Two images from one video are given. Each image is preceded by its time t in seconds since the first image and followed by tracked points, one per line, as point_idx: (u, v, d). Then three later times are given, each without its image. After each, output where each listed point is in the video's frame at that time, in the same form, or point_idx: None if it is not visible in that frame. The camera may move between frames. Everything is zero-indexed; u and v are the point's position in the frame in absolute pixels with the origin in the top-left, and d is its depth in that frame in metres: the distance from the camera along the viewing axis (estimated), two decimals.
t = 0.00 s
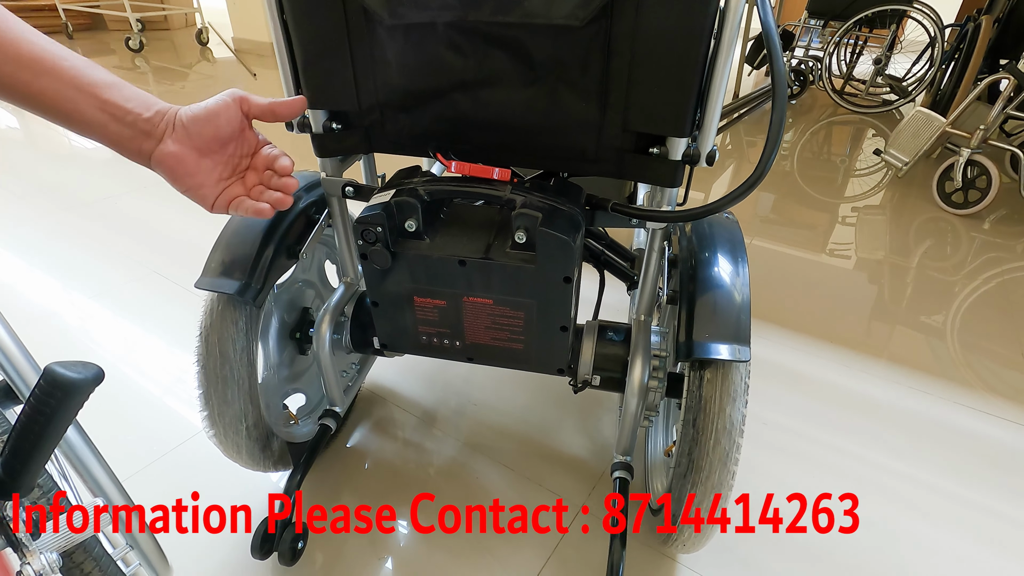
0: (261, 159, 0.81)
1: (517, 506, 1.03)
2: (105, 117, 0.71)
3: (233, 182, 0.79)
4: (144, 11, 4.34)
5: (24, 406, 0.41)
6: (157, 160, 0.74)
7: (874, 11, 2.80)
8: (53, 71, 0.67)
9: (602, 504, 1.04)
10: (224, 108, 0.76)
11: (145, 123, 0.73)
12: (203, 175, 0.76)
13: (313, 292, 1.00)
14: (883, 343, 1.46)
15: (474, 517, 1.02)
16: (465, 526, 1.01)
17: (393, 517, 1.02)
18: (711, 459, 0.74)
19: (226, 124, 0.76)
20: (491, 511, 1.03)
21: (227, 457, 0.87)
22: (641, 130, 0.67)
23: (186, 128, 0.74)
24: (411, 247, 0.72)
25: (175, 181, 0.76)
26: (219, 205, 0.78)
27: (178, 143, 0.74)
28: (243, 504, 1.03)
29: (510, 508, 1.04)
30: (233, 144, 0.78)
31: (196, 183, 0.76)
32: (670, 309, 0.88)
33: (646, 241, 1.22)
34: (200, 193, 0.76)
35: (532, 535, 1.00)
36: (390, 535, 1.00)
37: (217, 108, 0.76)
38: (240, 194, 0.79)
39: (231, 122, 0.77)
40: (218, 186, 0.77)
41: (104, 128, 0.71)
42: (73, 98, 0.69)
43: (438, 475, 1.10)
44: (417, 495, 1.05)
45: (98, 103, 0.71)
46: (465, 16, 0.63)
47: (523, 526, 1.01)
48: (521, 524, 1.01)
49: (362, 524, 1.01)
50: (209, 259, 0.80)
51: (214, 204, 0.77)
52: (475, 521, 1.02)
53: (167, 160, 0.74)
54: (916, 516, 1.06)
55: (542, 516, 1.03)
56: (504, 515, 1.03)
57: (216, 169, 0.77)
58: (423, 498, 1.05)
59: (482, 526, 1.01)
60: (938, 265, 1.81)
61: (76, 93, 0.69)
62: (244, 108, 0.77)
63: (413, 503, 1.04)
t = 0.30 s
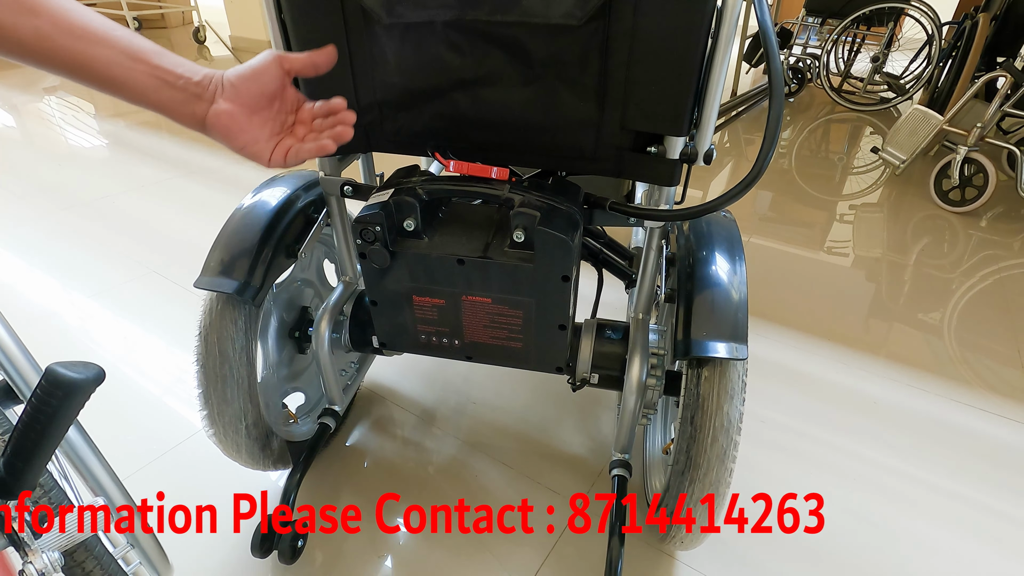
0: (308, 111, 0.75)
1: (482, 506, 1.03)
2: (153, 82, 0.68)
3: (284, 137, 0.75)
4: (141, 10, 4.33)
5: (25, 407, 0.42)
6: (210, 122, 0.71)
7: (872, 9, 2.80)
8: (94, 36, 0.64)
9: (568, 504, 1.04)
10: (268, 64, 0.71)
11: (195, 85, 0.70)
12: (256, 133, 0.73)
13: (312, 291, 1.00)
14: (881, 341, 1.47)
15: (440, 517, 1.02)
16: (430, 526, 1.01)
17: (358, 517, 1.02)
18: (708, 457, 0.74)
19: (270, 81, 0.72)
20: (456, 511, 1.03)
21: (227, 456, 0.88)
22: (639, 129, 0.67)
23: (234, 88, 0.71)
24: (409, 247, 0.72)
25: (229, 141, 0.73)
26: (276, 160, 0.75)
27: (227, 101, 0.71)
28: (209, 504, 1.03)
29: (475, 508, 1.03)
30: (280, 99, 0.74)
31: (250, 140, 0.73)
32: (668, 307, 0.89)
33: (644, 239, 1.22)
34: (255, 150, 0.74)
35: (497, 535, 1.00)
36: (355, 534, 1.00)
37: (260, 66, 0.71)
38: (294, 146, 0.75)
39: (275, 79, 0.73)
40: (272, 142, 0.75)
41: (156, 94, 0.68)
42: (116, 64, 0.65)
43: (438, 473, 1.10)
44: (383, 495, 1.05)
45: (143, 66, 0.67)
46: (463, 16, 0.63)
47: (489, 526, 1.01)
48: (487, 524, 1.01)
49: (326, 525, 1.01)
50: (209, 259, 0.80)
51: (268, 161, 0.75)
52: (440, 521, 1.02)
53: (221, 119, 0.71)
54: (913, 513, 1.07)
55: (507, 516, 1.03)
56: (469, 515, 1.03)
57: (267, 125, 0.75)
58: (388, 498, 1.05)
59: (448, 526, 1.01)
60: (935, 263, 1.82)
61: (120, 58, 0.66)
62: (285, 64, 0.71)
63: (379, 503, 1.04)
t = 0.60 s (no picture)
0: (320, 97, 0.74)
1: (448, 506, 1.04)
2: (166, 74, 0.70)
3: (298, 123, 0.76)
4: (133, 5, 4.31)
5: (36, 418, 0.43)
6: (223, 113, 0.73)
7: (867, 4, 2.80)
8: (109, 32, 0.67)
9: (534, 504, 1.05)
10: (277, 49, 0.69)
11: (207, 75, 0.72)
12: (269, 122, 0.74)
13: (311, 292, 1.01)
14: (875, 337, 1.48)
15: (405, 518, 1.03)
16: (395, 526, 1.02)
17: (323, 517, 1.02)
18: (703, 456, 0.76)
19: (281, 67, 0.71)
20: (422, 511, 1.03)
21: (228, 456, 0.88)
22: (635, 132, 0.68)
23: (246, 76, 0.72)
24: (409, 249, 0.73)
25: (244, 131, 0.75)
26: (289, 147, 0.76)
27: (238, 91, 0.72)
28: (173, 505, 1.04)
29: (440, 509, 1.04)
30: (291, 85, 0.73)
31: (263, 129, 0.74)
32: (664, 307, 0.90)
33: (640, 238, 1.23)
34: (268, 139, 0.75)
35: (462, 535, 1.01)
36: (320, 535, 1.01)
37: (270, 52, 0.70)
38: (306, 134, 0.75)
39: (286, 64, 0.71)
40: (286, 129, 0.75)
41: (170, 85, 0.71)
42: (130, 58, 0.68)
43: (437, 471, 1.11)
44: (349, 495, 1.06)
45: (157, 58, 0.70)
46: (461, 20, 0.64)
47: (454, 526, 1.02)
48: (452, 524, 1.02)
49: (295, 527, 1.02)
50: (209, 261, 0.81)
51: (281, 149, 0.76)
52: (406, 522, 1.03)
53: (233, 111, 0.73)
54: (906, 508, 1.09)
55: (473, 516, 1.04)
56: (435, 515, 1.04)
57: (281, 112, 0.75)
58: (353, 499, 1.05)
59: (413, 526, 1.02)
60: (929, 259, 1.83)
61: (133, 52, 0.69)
62: (294, 48, 0.69)
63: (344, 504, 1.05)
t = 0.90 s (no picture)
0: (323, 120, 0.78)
1: (413, 506, 1.04)
2: (167, 83, 0.70)
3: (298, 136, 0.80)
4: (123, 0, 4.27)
5: (35, 425, 0.43)
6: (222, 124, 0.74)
7: None
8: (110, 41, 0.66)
9: (500, 503, 1.06)
10: (289, 80, 0.71)
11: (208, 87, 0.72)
12: (270, 136, 0.78)
13: (306, 292, 1.01)
14: (868, 331, 1.50)
15: (370, 517, 1.03)
16: (361, 526, 1.02)
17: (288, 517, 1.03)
18: (697, 453, 0.77)
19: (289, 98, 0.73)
20: (386, 511, 1.03)
21: (225, 456, 0.89)
22: (628, 133, 0.69)
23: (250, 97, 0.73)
24: (404, 251, 0.73)
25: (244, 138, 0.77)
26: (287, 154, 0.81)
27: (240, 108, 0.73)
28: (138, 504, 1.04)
29: (406, 509, 1.05)
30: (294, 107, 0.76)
31: (264, 142, 0.78)
32: (658, 306, 0.90)
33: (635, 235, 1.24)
34: (267, 148, 0.79)
35: (438, 534, 1.01)
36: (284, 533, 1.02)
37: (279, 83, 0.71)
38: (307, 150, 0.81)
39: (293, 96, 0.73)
40: (285, 140, 0.80)
41: (170, 94, 0.71)
42: (129, 69, 0.68)
43: (433, 469, 1.12)
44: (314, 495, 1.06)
45: (156, 69, 0.69)
46: (455, 23, 0.64)
47: (419, 526, 1.02)
48: (417, 524, 1.02)
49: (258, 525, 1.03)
50: (205, 262, 0.81)
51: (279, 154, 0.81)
52: (371, 521, 1.02)
53: (234, 125, 0.74)
54: (898, 501, 1.10)
55: (438, 516, 1.04)
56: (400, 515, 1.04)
57: (282, 125, 0.78)
58: (318, 499, 1.06)
59: (378, 526, 1.02)
60: (921, 253, 1.85)
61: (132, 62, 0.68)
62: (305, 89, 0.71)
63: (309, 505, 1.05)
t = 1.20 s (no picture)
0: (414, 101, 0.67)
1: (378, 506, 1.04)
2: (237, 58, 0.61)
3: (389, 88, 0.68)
4: None
5: (35, 428, 0.44)
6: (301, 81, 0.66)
7: None
8: None
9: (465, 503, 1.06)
10: (356, 94, 0.61)
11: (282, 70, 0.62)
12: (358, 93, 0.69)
13: (302, 290, 1.01)
14: (861, 326, 1.51)
15: (337, 517, 1.03)
16: (327, 526, 1.02)
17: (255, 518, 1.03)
18: (691, 448, 0.77)
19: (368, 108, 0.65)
20: (352, 511, 1.03)
21: (222, 455, 0.89)
22: (623, 131, 0.69)
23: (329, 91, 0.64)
24: (400, 250, 0.74)
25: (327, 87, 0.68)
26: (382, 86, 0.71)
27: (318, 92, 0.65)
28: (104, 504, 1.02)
29: (372, 508, 1.04)
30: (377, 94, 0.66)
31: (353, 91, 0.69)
32: (652, 303, 0.91)
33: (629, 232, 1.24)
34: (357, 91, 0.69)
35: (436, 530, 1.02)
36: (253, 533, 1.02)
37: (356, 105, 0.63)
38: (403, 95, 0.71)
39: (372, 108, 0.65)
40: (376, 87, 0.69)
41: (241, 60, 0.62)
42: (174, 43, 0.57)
43: (430, 466, 1.12)
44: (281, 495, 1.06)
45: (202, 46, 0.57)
46: (449, 22, 0.64)
47: (384, 526, 1.02)
48: (383, 524, 1.02)
49: (224, 524, 1.03)
50: (200, 262, 0.81)
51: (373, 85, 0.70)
52: (336, 521, 1.03)
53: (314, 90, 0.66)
54: (891, 494, 1.11)
55: (404, 516, 1.04)
56: (366, 515, 1.04)
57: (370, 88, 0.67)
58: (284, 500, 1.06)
59: (345, 526, 1.02)
60: (914, 248, 1.86)
61: (159, 28, 0.55)
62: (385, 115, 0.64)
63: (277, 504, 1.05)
